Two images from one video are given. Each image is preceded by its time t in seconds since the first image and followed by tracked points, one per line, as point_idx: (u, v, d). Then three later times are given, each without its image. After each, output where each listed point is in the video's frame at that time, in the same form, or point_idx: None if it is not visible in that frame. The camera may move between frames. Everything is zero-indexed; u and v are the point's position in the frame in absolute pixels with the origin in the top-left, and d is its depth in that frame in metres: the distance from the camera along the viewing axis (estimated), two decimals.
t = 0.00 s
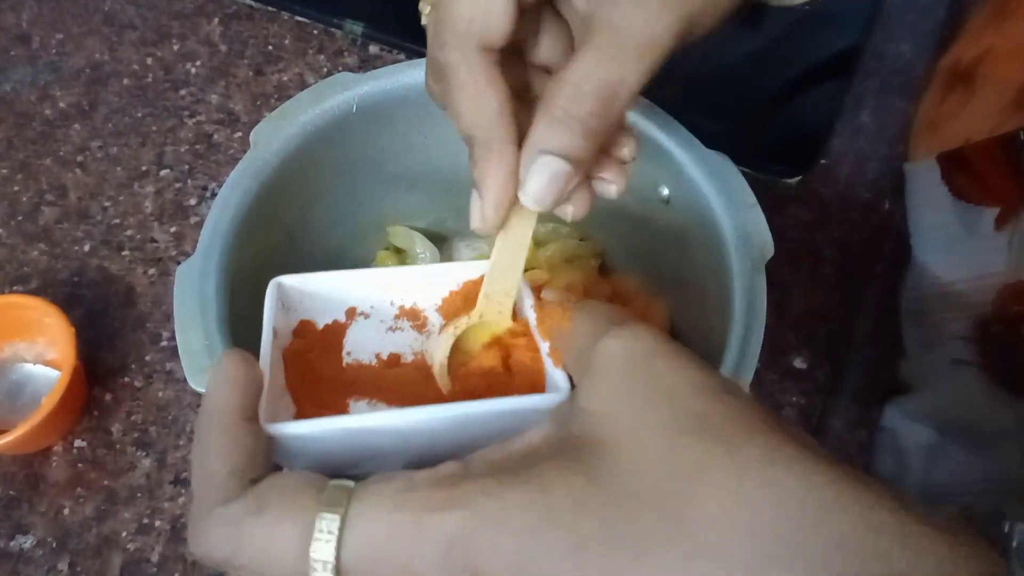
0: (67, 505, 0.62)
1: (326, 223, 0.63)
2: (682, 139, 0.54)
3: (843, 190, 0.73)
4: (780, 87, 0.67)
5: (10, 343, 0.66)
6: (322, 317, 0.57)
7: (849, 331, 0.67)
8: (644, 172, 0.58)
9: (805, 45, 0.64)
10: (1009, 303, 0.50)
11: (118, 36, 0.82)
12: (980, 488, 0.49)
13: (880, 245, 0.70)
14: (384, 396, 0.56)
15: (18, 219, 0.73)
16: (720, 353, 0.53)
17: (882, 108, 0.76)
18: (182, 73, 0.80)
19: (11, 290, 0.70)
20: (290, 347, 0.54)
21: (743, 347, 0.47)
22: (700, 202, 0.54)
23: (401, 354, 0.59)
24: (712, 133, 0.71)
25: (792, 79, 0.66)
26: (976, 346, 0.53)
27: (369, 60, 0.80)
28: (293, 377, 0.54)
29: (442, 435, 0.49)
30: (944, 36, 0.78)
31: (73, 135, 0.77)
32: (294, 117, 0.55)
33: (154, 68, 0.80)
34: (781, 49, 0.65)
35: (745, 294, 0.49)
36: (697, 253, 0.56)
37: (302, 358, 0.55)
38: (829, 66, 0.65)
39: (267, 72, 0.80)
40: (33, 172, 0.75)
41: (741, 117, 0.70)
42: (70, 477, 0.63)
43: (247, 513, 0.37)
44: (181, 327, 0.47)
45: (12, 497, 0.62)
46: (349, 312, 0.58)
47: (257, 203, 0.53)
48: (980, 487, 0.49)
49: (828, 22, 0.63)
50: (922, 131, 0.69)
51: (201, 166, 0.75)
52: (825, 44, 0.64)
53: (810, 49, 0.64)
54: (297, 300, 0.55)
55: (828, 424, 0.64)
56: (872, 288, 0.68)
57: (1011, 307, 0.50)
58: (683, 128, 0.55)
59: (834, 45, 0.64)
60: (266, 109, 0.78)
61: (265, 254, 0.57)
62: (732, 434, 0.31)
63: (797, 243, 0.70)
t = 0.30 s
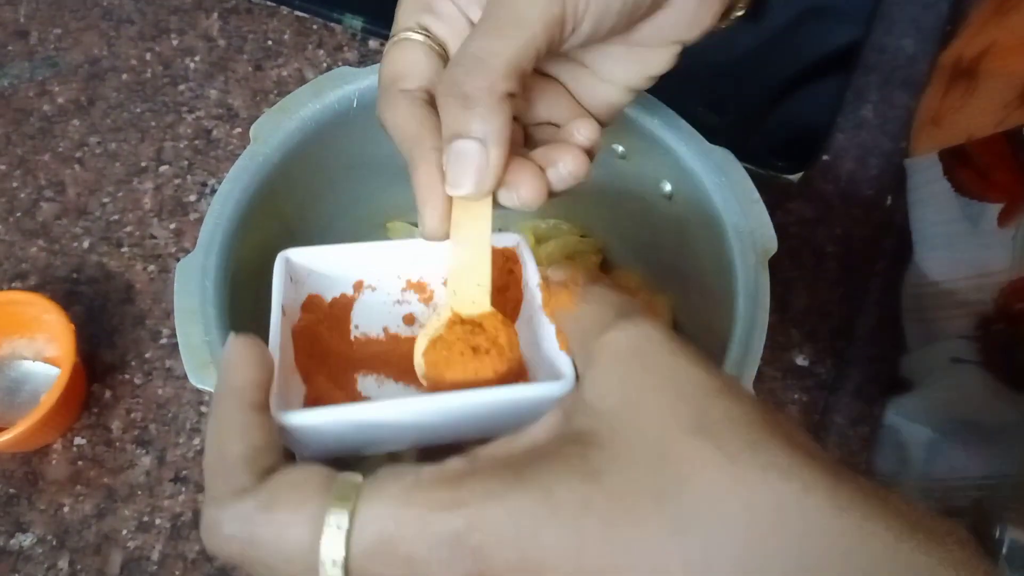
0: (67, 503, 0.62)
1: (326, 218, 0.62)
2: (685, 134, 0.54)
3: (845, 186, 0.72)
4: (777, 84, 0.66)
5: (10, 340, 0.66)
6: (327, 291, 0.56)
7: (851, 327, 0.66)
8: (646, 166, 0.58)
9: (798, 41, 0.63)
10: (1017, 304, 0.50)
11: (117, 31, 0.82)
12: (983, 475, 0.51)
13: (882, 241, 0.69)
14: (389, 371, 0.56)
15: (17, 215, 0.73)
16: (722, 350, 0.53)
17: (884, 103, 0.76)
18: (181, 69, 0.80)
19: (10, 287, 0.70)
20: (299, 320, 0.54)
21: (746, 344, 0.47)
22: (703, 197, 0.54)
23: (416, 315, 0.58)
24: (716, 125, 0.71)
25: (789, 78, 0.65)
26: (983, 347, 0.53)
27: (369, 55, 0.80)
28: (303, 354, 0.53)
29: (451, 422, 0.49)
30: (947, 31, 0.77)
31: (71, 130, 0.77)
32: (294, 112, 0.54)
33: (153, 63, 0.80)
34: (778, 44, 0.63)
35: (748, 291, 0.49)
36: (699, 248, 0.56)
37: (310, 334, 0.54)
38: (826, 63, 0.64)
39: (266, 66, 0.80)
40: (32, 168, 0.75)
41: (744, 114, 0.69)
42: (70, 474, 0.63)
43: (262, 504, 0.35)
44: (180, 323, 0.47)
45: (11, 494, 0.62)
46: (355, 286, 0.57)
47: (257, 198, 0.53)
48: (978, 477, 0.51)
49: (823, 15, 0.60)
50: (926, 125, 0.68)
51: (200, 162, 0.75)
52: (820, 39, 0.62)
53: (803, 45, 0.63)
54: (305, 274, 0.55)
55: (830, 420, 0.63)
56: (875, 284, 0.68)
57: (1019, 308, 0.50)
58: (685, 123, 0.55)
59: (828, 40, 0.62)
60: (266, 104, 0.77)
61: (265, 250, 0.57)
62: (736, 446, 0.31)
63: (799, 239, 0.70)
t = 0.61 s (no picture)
0: (69, 506, 0.62)
1: (329, 222, 0.63)
2: (685, 139, 0.54)
3: (844, 190, 0.73)
4: (777, 87, 0.66)
5: (11, 343, 0.66)
6: (298, 354, 0.48)
7: (851, 331, 0.67)
8: (646, 172, 0.58)
9: (798, 45, 0.63)
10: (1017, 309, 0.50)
11: (119, 36, 0.82)
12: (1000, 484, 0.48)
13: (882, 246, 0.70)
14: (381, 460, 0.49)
15: (19, 220, 0.73)
16: (722, 355, 0.53)
17: (884, 107, 0.76)
18: (183, 74, 0.80)
19: (12, 291, 0.70)
20: (272, 427, 0.45)
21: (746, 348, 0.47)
22: (703, 203, 0.54)
23: (400, 364, 0.51)
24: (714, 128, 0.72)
25: (789, 81, 0.66)
26: (985, 354, 0.52)
27: (370, 60, 0.80)
28: (284, 467, 0.45)
29: None
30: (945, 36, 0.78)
31: (73, 135, 0.77)
32: (296, 117, 0.55)
33: (155, 68, 0.80)
34: (778, 47, 0.63)
35: (747, 297, 0.49)
36: (699, 253, 0.57)
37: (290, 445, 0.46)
38: (826, 68, 0.64)
39: (268, 72, 0.80)
40: (34, 172, 0.75)
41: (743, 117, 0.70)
42: (72, 478, 0.63)
43: None
44: (182, 328, 0.47)
45: (13, 497, 0.62)
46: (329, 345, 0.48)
47: (260, 203, 0.53)
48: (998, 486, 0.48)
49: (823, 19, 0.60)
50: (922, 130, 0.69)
51: (202, 166, 0.75)
52: (819, 44, 0.62)
53: (802, 50, 0.63)
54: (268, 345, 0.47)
55: (830, 423, 0.64)
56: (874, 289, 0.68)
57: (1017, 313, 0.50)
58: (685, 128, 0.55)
59: (828, 43, 0.62)
60: (267, 109, 0.78)
61: (268, 255, 0.57)
62: None
63: (799, 243, 0.70)
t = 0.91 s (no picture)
0: (67, 504, 0.62)
1: (328, 220, 0.63)
2: (684, 136, 0.54)
3: (843, 188, 0.73)
4: (777, 87, 0.67)
5: (10, 341, 0.66)
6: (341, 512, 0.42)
7: (849, 328, 0.67)
8: (644, 169, 0.58)
9: (797, 44, 0.63)
10: (1007, 308, 0.58)
11: (117, 34, 0.82)
12: (983, 478, 0.54)
13: (881, 244, 0.70)
14: None
15: (17, 218, 0.73)
16: (722, 351, 0.53)
17: (882, 105, 0.76)
18: (181, 72, 0.80)
19: (10, 289, 0.70)
20: None
21: (744, 343, 0.47)
22: (701, 198, 0.54)
23: None
24: (712, 128, 0.71)
25: (789, 80, 0.66)
26: (973, 354, 0.59)
27: (368, 58, 0.80)
28: None
29: None
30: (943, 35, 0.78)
31: (71, 133, 0.77)
32: (296, 114, 0.55)
33: (153, 66, 0.80)
34: (779, 45, 0.64)
35: (746, 293, 0.49)
36: (698, 250, 0.57)
37: None
38: (826, 66, 0.64)
39: (266, 70, 0.80)
40: (32, 170, 0.75)
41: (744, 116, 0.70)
42: (71, 476, 0.63)
43: None
44: (181, 323, 0.47)
45: (12, 495, 0.62)
46: None
47: (260, 200, 0.53)
48: (978, 481, 0.54)
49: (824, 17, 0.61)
50: (913, 125, 0.70)
51: (201, 165, 0.75)
52: (819, 42, 0.63)
53: (801, 50, 0.64)
54: None
55: (829, 421, 0.64)
56: (873, 286, 0.68)
57: (1013, 312, 0.57)
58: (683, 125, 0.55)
59: (827, 42, 0.63)
60: (266, 107, 0.78)
61: (269, 252, 0.57)
62: None
63: (798, 241, 0.70)
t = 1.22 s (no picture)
0: (72, 501, 0.62)
1: (332, 219, 0.63)
2: (687, 135, 0.55)
3: (844, 188, 0.73)
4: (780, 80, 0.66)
5: (15, 339, 0.66)
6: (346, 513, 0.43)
7: (849, 327, 0.67)
8: (647, 168, 0.59)
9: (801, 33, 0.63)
10: (998, 316, 0.58)
11: (121, 34, 0.83)
12: (972, 481, 0.54)
13: (881, 243, 0.70)
14: None
15: (22, 216, 0.73)
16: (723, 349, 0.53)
17: (882, 105, 0.77)
18: (186, 72, 0.80)
19: (15, 286, 0.70)
20: None
21: (746, 340, 0.48)
22: (703, 197, 0.54)
23: None
24: (711, 126, 0.69)
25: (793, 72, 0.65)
26: (961, 365, 0.58)
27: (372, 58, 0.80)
28: None
29: None
30: (943, 35, 0.79)
31: (76, 132, 0.77)
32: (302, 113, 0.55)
33: (157, 66, 0.81)
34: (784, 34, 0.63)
35: (749, 291, 0.50)
36: (700, 248, 0.57)
37: None
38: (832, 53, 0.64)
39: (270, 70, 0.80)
40: (36, 169, 0.75)
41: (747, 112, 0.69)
42: (76, 472, 0.63)
43: None
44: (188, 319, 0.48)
45: (16, 492, 0.62)
46: None
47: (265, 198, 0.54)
48: (973, 488, 0.54)
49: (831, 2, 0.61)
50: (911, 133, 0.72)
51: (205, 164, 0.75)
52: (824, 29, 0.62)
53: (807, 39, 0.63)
54: None
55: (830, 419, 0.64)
56: (874, 285, 0.68)
57: (1001, 319, 0.58)
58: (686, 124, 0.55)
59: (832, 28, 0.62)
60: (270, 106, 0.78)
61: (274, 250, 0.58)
62: None
63: (799, 240, 0.71)
